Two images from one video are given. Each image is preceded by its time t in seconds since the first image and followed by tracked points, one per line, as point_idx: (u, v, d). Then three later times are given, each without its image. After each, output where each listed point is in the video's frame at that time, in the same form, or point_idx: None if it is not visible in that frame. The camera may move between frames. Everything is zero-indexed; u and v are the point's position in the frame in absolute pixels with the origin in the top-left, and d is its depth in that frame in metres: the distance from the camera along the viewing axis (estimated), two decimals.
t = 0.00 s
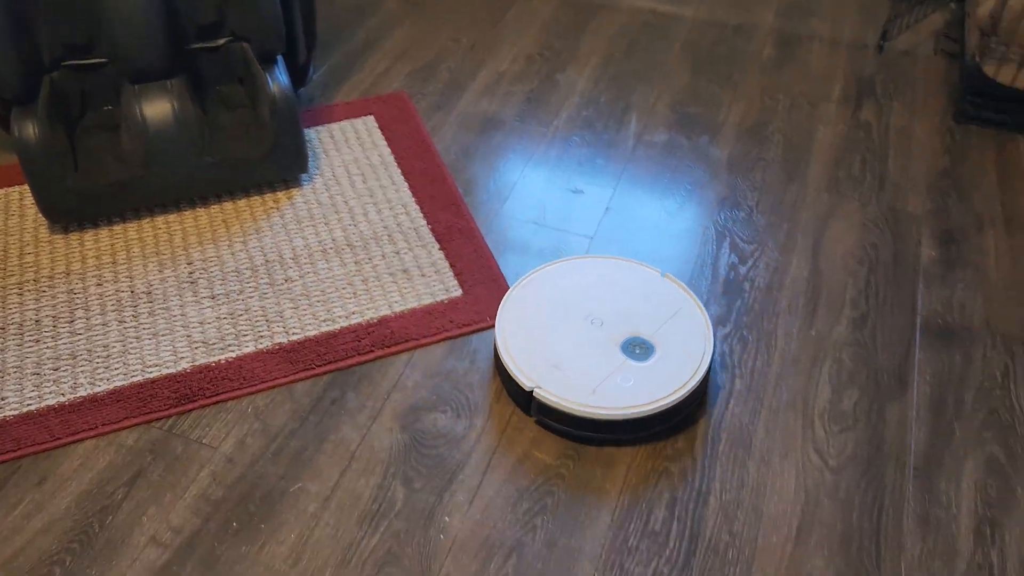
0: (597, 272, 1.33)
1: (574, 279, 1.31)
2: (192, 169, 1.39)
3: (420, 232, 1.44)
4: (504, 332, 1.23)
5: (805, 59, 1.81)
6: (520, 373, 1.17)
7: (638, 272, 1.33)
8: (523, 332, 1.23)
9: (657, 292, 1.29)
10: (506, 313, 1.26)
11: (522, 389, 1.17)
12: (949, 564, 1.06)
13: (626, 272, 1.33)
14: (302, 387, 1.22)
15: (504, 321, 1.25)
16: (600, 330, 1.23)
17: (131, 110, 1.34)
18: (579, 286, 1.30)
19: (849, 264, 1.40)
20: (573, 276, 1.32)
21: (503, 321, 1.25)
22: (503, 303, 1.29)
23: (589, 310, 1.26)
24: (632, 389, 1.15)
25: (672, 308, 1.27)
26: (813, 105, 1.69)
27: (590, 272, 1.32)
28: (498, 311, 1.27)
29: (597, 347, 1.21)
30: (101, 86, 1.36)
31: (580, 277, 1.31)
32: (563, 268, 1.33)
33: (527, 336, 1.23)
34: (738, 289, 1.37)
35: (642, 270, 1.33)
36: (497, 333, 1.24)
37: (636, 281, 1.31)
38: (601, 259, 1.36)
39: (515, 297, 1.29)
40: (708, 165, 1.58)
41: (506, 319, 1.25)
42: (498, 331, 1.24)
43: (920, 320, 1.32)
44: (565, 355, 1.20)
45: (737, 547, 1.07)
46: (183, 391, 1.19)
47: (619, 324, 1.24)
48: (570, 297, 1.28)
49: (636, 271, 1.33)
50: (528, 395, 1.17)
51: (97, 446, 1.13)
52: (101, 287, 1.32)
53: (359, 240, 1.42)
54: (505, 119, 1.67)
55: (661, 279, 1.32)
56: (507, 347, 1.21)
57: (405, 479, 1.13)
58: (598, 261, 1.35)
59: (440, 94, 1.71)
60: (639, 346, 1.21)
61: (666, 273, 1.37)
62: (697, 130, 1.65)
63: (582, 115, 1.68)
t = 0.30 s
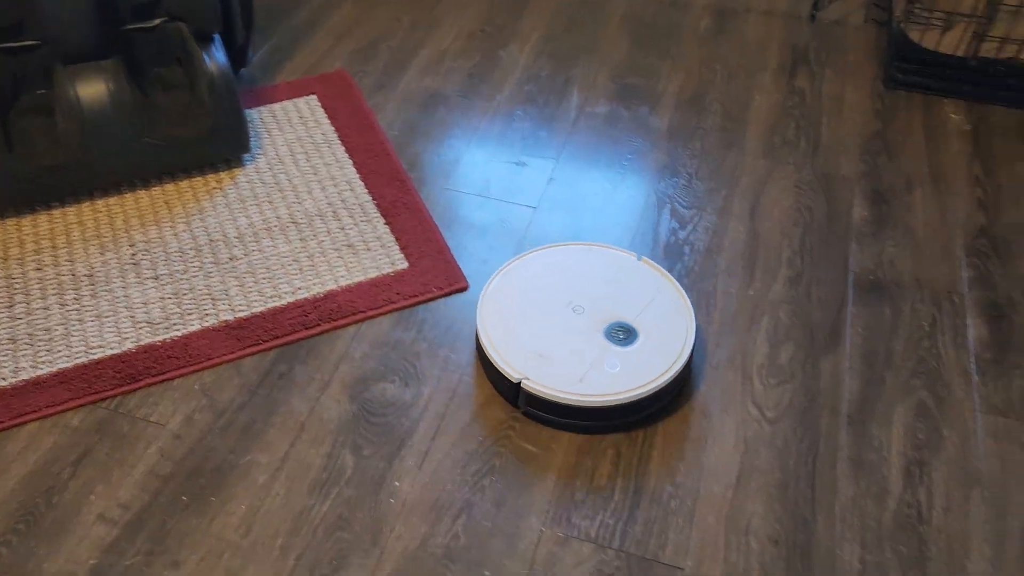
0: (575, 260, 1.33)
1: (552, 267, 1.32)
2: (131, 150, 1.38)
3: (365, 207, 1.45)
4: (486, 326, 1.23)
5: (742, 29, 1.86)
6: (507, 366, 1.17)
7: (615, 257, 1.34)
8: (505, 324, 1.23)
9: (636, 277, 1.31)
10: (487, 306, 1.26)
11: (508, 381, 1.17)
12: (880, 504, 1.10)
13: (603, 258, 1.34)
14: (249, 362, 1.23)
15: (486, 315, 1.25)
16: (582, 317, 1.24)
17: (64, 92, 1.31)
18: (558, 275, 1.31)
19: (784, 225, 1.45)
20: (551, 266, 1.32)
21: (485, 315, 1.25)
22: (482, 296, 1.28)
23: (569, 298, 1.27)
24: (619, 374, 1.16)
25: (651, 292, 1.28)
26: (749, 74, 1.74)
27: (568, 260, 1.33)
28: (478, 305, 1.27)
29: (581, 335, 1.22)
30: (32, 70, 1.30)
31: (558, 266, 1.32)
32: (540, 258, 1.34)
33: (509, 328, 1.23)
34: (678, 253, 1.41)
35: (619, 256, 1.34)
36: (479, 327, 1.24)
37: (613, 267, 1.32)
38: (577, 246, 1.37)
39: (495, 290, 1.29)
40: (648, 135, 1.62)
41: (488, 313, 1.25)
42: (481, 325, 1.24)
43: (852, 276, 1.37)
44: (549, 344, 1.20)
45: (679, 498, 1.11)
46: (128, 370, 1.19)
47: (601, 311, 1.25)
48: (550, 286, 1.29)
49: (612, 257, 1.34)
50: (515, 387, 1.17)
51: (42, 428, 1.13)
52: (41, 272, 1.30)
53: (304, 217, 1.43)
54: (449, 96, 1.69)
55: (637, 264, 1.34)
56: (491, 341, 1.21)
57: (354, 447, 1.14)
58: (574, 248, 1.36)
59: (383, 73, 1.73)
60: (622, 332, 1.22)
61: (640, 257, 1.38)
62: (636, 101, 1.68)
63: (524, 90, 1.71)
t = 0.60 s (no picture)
0: (545, 252, 1.32)
1: (523, 259, 1.30)
2: (56, 138, 1.36)
3: (300, 190, 1.46)
4: (462, 323, 1.21)
5: (672, 7, 1.90)
6: (487, 364, 1.16)
7: (586, 246, 1.33)
8: (482, 321, 1.22)
9: (607, 265, 1.30)
10: (462, 304, 1.24)
11: (489, 379, 1.16)
12: (805, 457, 1.15)
13: (574, 248, 1.33)
14: (185, 347, 1.23)
15: (461, 313, 1.23)
16: (558, 309, 1.23)
17: None
18: (529, 268, 1.29)
19: (712, 196, 1.49)
20: (522, 258, 1.31)
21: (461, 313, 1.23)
22: (456, 293, 1.26)
23: (543, 290, 1.26)
24: (600, 365, 1.16)
25: (624, 279, 1.28)
26: (679, 50, 1.78)
27: (538, 252, 1.32)
28: (452, 302, 1.25)
29: (558, 327, 1.21)
30: None
31: (529, 258, 1.30)
32: (510, 250, 1.32)
33: (486, 325, 1.21)
34: (612, 224, 1.44)
35: (590, 245, 1.33)
36: (454, 325, 1.22)
37: (584, 257, 1.31)
38: (547, 237, 1.35)
39: (468, 287, 1.27)
40: (582, 111, 1.65)
41: (462, 310, 1.23)
42: (456, 322, 1.22)
43: (778, 242, 1.42)
44: (527, 338, 1.19)
45: (613, 460, 1.14)
46: (60, 359, 1.18)
47: (576, 301, 1.24)
48: (523, 278, 1.27)
49: (583, 245, 1.33)
50: (496, 385, 1.16)
51: None
52: None
53: (238, 201, 1.43)
54: (383, 77, 1.70)
55: (608, 252, 1.33)
56: (468, 338, 1.19)
57: (292, 425, 1.15)
58: (544, 239, 1.34)
59: (317, 56, 1.73)
60: (599, 321, 1.21)
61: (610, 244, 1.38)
62: (569, 79, 1.71)
63: (459, 70, 1.73)
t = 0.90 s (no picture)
0: (522, 246, 1.30)
1: (500, 253, 1.29)
2: None
3: (235, 176, 1.46)
4: (443, 322, 1.19)
5: None
6: (471, 362, 1.14)
7: (562, 238, 1.32)
8: (462, 319, 1.20)
9: (585, 256, 1.29)
10: (441, 302, 1.22)
11: (473, 377, 1.15)
12: (738, 418, 1.18)
13: (551, 241, 1.32)
14: (118, 335, 1.22)
15: (441, 312, 1.21)
16: (540, 303, 1.22)
17: None
18: (507, 263, 1.27)
19: (647, 169, 1.52)
20: (499, 253, 1.29)
21: (441, 312, 1.21)
22: (434, 292, 1.24)
23: (522, 284, 1.24)
24: (585, 357, 1.15)
25: (602, 271, 1.27)
26: (614, 28, 1.80)
27: (515, 246, 1.30)
28: (431, 301, 1.23)
29: (540, 321, 1.20)
30: None
31: (506, 253, 1.29)
32: (487, 246, 1.30)
33: (467, 322, 1.19)
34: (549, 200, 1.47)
35: (566, 237, 1.32)
36: (435, 324, 1.20)
37: (561, 249, 1.30)
38: (523, 230, 1.34)
39: (446, 284, 1.24)
40: (517, 91, 1.67)
41: (442, 308, 1.21)
42: (436, 321, 1.20)
43: (712, 212, 1.44)
44: (509, 334, 1.18)
45: (550, 430, 1.16)
46: None
47: (556, 294, 1.23)
48: (500, 273, 1.26)
49: (559, 238, 1.32)
50: (480, 383, 1.14)
51: None
52: None
53: (171, 189, 1.42)
54: (319, 61, 1.70)
55: (585, 243, 1.32)
56: (450, 337, 1.17)
57: (229, 409, 1.15)
58: (521, 233, 1.33)
59: (251, 42, 1.73)
60: (581, 313, 1.20)
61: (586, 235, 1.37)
62: (505, 59, 1.73)
63: (394, 53, 1.74)
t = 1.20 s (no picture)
0: (494, 246, 1.29)
1: (472, 255, 1.26)
2: None
3: (161, 169, 1.43)
4: (419, 329, 1.17)
5: None
6: (450, 369, 1.12)
7: (534, 236, 1.30)
8: (438, 324, 1.18)
9: (559, 254, 1.28)
10: (416, 309, 1.20)
11: (453, 384, 1.13)
12: (669, 393, 1.19)
13: (523, 240, 1.30)
14: (41, 336, 1.20)
15: (416, 318, 1.18)
16: (516, 303, 1.20)
17: None
18: (480, 264, 1.25)
19: (580, 149, 1.52)
20: (471, 255, 1.27)
21: (416, 319, 1.18)
22: (407, 298, 1.21)
23: (497, 285, 1.22)
24: (565, 357, 1.14)
25: (577, 267, 1.26)
26: (547, 10, 1.81)
27: (488, 247, 1.28)
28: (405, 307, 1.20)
29: (518, 322, 1.18)
30: None
31: (479, 254, 1.27)
32: (458, 248, 1.28)
33: (443, 328, 1.17)
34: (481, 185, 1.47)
35: (538, 234, 1.30)
36: (410, 332, 1.17)
37: (534, 248, 1.29)
38: (495, 230, 1.32)
39: (419, 290, 1.22)
40: (451, 75, 1.66)
41: (416, 315, 1.19)
42: (411, 328, 1.17)
43: (644, 191, 1.46)
44: (487, 337, 1.16)
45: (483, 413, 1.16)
46: None
47: (532, 294, 1.21)
48: (473, 275, 1.24)
49: (531, 236, 1.30)
50: (461, 389, 1.12)
51: None
52: None
53: (95, 184, 1.39)
54: (248, 51, 1.68)
55: (558, 240, 1.31)
56: (427, 344, 1.15)
57: (157, 405, 1.14)
58: (492, 233, 1.31)
59: (178, 32, 1.70)
60: (558, 312, 1.19)
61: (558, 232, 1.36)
62: (439, 43, 1.73)
63: (325, 41, 1.73)
